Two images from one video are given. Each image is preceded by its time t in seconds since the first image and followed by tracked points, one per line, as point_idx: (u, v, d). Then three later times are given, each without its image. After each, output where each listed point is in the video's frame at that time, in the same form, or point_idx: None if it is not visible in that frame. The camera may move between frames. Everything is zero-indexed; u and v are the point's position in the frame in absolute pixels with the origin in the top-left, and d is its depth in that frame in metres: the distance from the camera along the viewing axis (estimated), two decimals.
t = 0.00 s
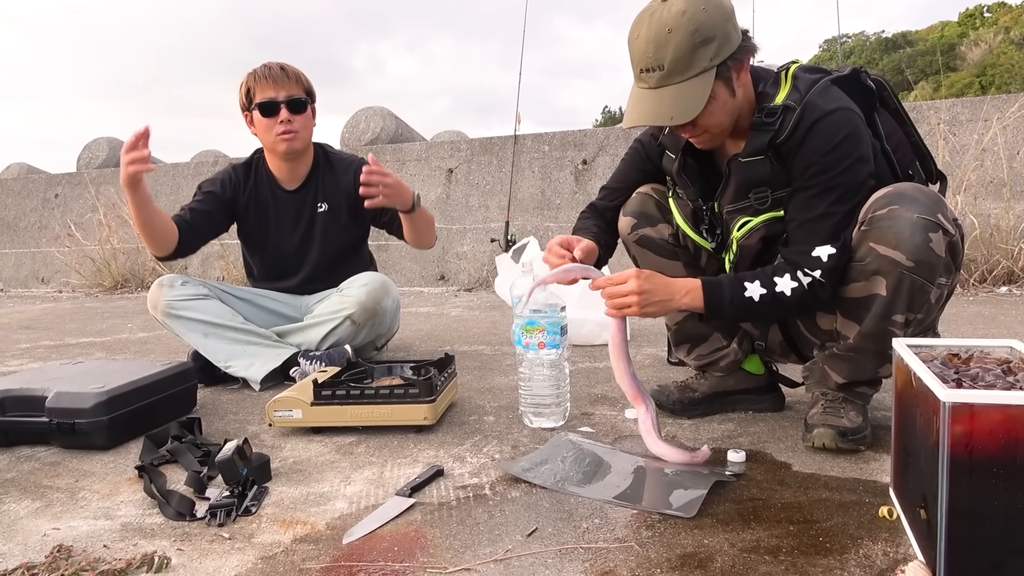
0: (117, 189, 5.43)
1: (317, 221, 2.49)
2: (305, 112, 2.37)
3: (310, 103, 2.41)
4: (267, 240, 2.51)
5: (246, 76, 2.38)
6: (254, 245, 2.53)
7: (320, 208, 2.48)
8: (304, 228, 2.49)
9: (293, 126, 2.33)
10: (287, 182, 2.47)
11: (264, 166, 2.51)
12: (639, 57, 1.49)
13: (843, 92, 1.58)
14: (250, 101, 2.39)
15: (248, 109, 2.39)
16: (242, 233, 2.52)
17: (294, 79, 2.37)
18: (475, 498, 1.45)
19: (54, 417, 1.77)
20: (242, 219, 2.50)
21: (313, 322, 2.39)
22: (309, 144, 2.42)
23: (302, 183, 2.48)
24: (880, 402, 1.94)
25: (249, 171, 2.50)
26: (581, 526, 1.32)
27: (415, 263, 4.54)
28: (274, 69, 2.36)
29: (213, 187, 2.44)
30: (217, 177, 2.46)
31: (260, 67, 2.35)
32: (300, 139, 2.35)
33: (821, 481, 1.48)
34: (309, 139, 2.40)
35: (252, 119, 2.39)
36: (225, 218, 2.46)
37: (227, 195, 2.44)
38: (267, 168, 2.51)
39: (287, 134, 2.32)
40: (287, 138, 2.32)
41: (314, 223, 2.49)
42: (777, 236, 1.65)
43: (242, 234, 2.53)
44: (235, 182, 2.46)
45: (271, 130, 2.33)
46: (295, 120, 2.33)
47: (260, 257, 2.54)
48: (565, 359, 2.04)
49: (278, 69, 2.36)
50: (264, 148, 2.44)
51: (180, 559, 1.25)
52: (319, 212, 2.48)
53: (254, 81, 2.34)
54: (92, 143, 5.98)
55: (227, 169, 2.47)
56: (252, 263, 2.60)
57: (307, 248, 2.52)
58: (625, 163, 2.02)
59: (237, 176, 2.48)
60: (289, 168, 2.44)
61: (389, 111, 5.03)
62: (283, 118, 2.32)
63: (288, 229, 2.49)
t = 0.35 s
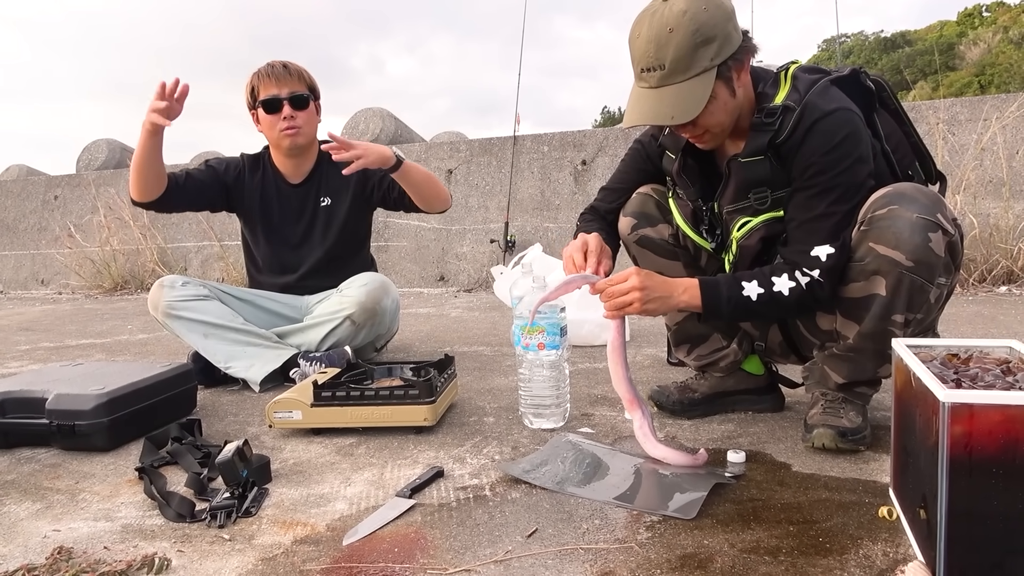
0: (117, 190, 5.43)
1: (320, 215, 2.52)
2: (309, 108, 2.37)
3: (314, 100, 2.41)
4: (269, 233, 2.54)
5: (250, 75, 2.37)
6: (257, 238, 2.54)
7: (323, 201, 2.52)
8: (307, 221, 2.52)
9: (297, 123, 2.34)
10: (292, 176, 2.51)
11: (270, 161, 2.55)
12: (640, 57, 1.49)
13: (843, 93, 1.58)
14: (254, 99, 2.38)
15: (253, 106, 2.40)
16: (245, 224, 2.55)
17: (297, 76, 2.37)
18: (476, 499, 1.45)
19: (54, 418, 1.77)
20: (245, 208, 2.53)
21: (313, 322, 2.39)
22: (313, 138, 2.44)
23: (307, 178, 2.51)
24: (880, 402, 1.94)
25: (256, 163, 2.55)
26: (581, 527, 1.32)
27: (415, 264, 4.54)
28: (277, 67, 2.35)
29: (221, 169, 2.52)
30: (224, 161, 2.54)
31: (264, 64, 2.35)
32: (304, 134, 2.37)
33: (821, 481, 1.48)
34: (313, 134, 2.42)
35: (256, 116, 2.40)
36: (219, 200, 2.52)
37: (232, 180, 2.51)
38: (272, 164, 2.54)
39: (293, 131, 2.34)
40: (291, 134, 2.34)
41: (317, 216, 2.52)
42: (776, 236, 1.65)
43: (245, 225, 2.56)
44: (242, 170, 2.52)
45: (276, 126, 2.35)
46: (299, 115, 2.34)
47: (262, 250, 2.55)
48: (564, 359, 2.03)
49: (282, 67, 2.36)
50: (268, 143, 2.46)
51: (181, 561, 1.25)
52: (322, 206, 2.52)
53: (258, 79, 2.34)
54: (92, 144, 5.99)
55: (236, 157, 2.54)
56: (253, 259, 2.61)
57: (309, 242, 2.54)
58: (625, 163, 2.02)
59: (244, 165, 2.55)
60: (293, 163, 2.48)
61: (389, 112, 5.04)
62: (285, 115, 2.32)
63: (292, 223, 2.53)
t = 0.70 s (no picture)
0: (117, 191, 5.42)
1: (323, 213, 2.54)
2: (310, 106, 2.37)
3: (315, 99, 2.41)
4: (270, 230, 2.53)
5: (252, 74, 2.38)
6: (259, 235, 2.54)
7: (326, 200, 2.53)
8: (309, 219, 2.53)
9: (298, 121, 2.34)
10: (295, 174, 2.52)
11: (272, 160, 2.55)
12: (639, 58, 1.49)
13: (843, 91, 1.58)
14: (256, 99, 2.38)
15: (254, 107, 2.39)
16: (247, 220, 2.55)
17: (298, 74, 2.37)
18: (477, 499, 1.45)
19: (55, 419, 1.77)
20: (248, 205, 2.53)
21: (313, 323, 2.39)
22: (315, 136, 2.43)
23: (310, 176, 2.52)
24: (881, 400, 1.94)
25: (260, 160, 2.56)
26: (582, 527, 1.32)
27: (415, 264, 4.54)
28: (278, 66, 2.35)
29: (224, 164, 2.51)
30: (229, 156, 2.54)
31: (265, 64, 2.35)
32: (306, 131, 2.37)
33: (822, 479, 1.48)
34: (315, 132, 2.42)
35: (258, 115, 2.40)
36: (225, 197, 2.51)
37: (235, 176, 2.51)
38: (275, 164, 2.55)
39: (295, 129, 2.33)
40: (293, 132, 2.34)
41: (320, 214, 2.54)
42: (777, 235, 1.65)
43: (247, 222, 2.56)
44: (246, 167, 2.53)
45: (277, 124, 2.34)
46: (300, 113, 2.33)
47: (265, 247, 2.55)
48: (565, 359, 2.02)
49: (282, 66, 2.36)
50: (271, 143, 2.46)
51: (181, 562, 1.25)
52: (324, 204, 2.53)
53: (259, 78, 2.34)
54: (92, 145, 5.99)
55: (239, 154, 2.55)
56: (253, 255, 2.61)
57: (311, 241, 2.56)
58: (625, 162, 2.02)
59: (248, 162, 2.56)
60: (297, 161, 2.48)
61: (388, 112, 5.03)
62: (287, 113, 2.32)
63: (295, 221, 2.54)
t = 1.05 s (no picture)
0: (116, 192, 5.42)
1: (322, 215, 2.53)
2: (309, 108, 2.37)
3: (315, 101, 2.41)
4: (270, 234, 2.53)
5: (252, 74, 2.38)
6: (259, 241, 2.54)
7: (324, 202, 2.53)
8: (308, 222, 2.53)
9: (297, 122, 2.34)
10: (293, 177, 2.51)
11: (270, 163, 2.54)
12: (637, 58, 1.49)
13: (841, 90, 1.58)
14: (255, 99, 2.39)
15: (253, 106, 2.40)
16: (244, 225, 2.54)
17: (298, 76, 2.37)
18: (477, 499, 1.45)
19: (54, 421, 1.77)
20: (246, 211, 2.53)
21: (313, 323, 2.39)
22: (314, 138, 2.43)
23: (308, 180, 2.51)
24: (880, 399, 1.94)
25: (256, 165, 2.54)
26: (583, 526, 1.32)
27: (414, 264, 4.53)
28: (279, 67, 2.36)
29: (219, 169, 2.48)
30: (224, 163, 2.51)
31: (265, 65, 2.36)
32: (305, 133, 2.36)
33: (822, 478, 1.48)
34: (314, 134, 2.42)
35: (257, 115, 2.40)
36: (224, 203, 2.49)
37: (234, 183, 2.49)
38: (273, 166, 2.54)
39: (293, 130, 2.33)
40: (291, 132, 2.33)
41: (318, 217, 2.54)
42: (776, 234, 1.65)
43: (246, 228, 2.55)
44: (242, 172, 2.51)
45: (276, 125, 2.34)
46: (300, 114, 2.33)
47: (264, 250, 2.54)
48: (564, 358, 2.04)
49: (283, 67, 2.36)
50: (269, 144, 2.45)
51: (182, 562, 1.25)
52: (323, 206, 2.53)
53: (259, 78, 2.35)
54: (90, 146, 5.98)
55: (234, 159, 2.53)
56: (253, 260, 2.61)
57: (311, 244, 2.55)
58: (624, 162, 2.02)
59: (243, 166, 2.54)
60: (295, 163, 2.47)
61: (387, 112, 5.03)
62: (286, 114, 2.32)
63: (293, 224, 2.53)
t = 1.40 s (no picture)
0: (117, 193, 5.42)
1: (318, 225, 2.51)
2: (307, 113, 2.37)
3: (313, 106, 2.42)
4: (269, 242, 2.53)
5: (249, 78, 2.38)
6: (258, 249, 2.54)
7: (320, 212, 2.50)
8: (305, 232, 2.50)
9: (295, 127, 2.33)
10: (290, 184, 2.49)
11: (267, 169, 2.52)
12: (634, 60, 1.49)
13: (839, 91, 1.58)
14: (252, 104, 2.39)
15: (250, 111, 2.40)
16: (244, 238, 2.54)
17: (296, 81, 2.38)
18: (477, 500, 1.45)
19: (54, 422, 1.77)
20: (246, 223, 2.52)
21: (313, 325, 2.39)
22: (312, 144, 2.42)
23: (304, 187, 2.49)
24: (881, 400, 1.94)
25: (254, 173, 2.51)
26: (583, 527, 1.32)
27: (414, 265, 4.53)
28: (277, 71, 2.36)
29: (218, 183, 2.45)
30: (221, 177, 2.46)
31: (263, 69, 2.36)
32: (302, 139, 2.36)
33: (822, 480, 1.48)
34: (311, 140, 2.41)
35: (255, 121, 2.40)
36: (225, 221, 2.47)
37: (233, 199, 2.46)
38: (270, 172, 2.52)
39: (290, 134, 2.32)
40: (288, 138, 2.32)
41: (315, 226, 2.51)
42: (775, 235, 1.66)
43: (245, 237, 2.54)
44: (240, 182, 2.48)
45: (273, 131, 2.33)
46: (296, 120, 2.34)
47: (264, 259, 2.55)
48: (565, 359, 2.04)
49: (281, 72, 2.37)
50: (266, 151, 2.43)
51: (182, 564, 1.25)
52: (319, 216, 2.50)
53: (257, 83, 2.35)
54: (90, 147, 5.98)
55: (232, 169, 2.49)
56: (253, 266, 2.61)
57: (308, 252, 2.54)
58: (623, 163, 2.02)
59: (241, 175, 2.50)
60: (291, 169, 2.45)
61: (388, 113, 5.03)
62: (284, 119, 2.32)
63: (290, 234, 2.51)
